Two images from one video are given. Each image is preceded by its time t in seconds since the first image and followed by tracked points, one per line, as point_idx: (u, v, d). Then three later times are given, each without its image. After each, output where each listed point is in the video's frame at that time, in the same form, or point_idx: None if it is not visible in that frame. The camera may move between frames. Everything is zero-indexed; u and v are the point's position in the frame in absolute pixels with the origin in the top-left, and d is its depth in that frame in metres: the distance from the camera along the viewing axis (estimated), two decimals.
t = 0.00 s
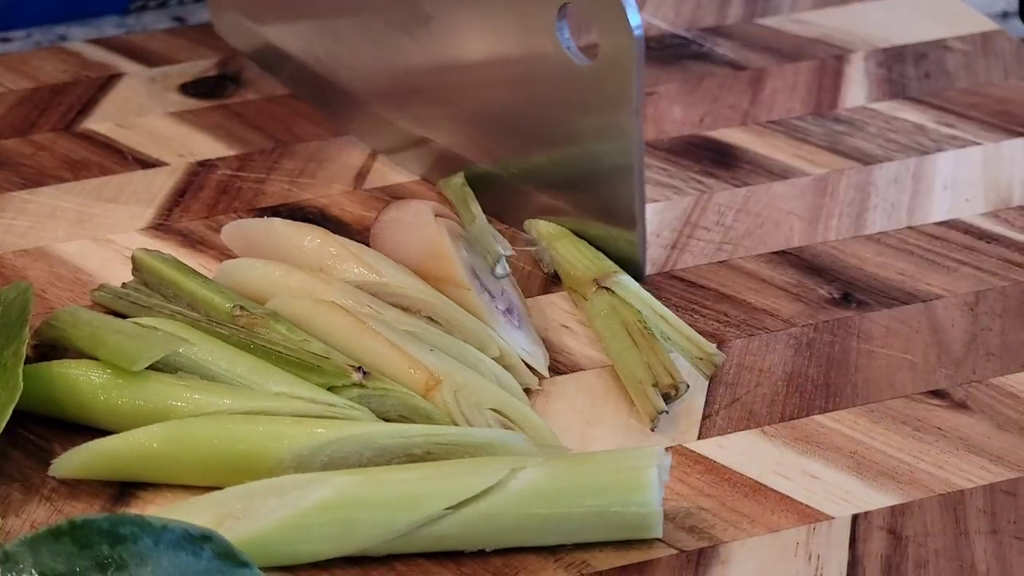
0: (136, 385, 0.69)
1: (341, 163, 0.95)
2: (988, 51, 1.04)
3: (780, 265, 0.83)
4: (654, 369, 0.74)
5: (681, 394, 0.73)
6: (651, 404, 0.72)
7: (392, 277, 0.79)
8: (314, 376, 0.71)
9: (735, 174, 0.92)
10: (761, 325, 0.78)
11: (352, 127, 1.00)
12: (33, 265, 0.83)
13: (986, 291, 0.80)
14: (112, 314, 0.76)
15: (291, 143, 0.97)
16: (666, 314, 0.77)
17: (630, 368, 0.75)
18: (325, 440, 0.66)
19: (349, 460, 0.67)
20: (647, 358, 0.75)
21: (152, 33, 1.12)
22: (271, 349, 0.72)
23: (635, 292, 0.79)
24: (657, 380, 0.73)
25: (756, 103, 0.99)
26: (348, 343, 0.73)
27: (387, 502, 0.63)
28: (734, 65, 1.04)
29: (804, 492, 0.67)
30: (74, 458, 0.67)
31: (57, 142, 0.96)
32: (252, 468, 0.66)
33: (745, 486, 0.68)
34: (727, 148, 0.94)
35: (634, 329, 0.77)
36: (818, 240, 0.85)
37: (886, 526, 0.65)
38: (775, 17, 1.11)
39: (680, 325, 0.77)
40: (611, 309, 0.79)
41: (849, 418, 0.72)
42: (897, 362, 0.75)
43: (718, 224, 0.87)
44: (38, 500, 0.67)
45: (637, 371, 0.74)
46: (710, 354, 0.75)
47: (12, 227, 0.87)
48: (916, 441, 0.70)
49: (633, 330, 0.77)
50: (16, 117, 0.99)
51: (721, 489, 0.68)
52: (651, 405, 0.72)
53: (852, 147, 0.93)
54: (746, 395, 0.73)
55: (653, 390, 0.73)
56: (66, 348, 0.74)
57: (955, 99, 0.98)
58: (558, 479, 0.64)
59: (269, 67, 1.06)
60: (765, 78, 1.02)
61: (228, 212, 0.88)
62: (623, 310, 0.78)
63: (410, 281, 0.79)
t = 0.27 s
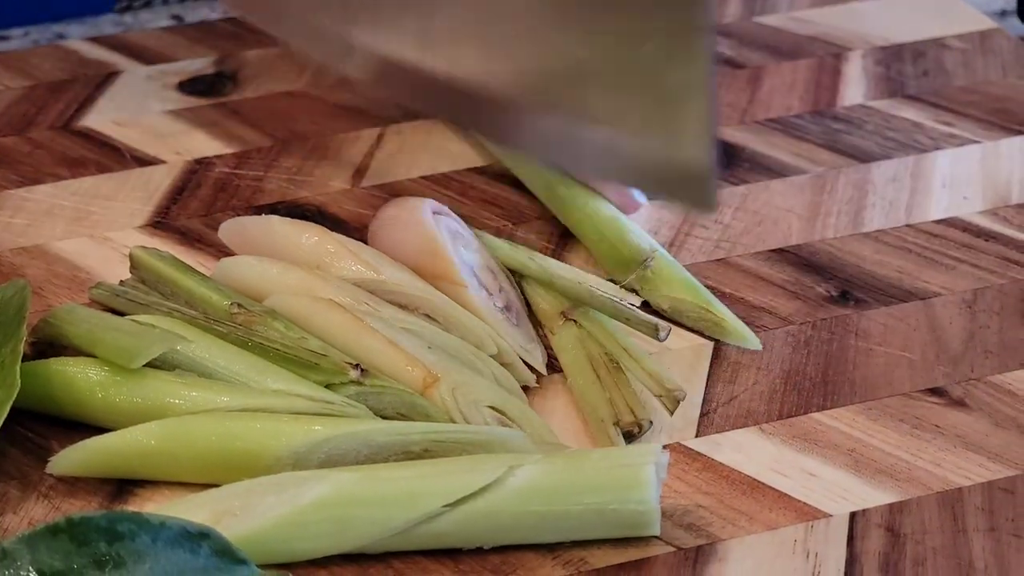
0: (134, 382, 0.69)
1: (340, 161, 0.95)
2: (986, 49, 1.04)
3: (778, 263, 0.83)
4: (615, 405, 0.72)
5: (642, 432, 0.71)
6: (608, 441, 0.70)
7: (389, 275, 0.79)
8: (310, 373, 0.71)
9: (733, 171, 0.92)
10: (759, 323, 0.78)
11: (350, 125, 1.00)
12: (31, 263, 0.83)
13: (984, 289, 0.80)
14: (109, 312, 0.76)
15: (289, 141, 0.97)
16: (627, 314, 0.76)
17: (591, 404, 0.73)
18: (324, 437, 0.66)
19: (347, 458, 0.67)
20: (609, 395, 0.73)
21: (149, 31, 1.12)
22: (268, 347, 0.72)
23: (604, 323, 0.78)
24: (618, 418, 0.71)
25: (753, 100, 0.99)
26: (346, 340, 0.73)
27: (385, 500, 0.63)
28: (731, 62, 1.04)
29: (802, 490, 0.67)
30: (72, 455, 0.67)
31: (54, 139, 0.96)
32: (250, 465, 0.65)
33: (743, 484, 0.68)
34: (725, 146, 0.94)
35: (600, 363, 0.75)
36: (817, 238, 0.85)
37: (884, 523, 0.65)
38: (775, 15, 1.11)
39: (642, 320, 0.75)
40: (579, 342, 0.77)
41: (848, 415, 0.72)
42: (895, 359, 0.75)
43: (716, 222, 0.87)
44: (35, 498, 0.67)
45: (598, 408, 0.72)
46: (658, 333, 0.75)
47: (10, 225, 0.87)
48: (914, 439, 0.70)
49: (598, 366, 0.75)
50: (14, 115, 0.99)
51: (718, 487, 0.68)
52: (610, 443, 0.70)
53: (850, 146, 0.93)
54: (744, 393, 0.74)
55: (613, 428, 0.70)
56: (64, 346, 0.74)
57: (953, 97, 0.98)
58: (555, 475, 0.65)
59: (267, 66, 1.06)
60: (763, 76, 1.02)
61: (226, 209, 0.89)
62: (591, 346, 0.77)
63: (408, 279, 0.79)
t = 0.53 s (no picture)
0: (133, 382, 0.69)
1: (338, 161, 0.95)
2: (984, 48, 1.04)
3: (776, 261, 0.83)
4: (614, 404, 0.71)
5: (640, 431, 0.70)
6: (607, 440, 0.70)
7: (388, 274, 0.79)
8: (309, 372, 0.71)
9: (731, 171, 0.92)
10: (757, 322, 0.79)
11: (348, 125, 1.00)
12: (29, 263, 0.83)
13: (982, 288, 0.80)
14: (108, 311, 0.76)
15: (287, 140, 0.97)
16: (624, 311, 0.76)
17: (591, 404, 0.72)
18: (322, 436, 0.66)
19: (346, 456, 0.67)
20: (608, 394, 0.72)
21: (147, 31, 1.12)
22: (267, 346, 0.72)
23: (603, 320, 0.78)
24: (618, 417, 0.71)
25: (751, 100, 0.99)
26: (344, 340, 0.73)
27: (383, 499, 0.63)
28: (730, 62, 1.04)
29: (800, 489, 0.67)
30: (71, 455, 0.67)
31: (53, 139, 0.96)
32: (249, 465, 0.66)
33: (741, 484, 0.68)
34: (723, 145, 0.95)
35: (598, 361, 0.75)
36: (816, 236, 0.85)
37: (881, 523, 0.65)
38: (773, 15, 1.11)
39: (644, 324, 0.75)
40: (579, 340, 0.77)
41: (845, 415, 0.72)
42: (893, 358, 0.75)
43: (713, 220, 0.87)
44: (34, 497, 0.67)
45: (598, 408, 0.72)
46: (654, 331, 0.75)
47: (9, 225, 0.87)
48: (912, 438, 0.70)
49: (596, 364, 0.75)
50: (12, 114, 0.99)
51: (717, 486, 0.68)
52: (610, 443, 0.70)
53: (850, 145, 0.93)
54: (742, 393, 0.74)
55: (613, 427, 0.70)
56: (63, 345, 0.74)
57: (951, 96, 0.98)
58: (554, 475, 0.64)
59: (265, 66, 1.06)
60: (761, 75, 1.02)
61: (224, 209, 0.89)
62: (590, 345, 0.76)
63: (406, 278, 0.79)
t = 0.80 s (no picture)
0: (130, 381, 0.69)
1: (337, 160, 0.96)
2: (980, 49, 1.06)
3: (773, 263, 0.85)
4: (613, 403, 0.71)
5: (638, 431, 0.70)
6: (604, 438, 0.70)
7: (386, 274, 0.79)
8: (308, 372, 0.71)
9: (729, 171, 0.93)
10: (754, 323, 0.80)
11: (348, 124, 1.01)
12: (27, 262, 0.83)
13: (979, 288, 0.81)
14: (106, 310, 0.76)
15: (285, 140, 0.98)
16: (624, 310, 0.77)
17: (589, 402, 0.72)
18: (321, 435, 0.66)
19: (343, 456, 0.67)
20: (607, 393, 0.72)
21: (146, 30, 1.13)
22: (265, 346, 0.72)
23: (602, 322, 0.78)
24: (616, 416, 0.71)
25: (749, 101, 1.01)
26: (343, 339, 0.74)
27: (381, 499, 0.63)
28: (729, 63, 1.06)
29: (799, 489, 0.67)
30: (70, 454, 0.67)
31: (51, 138, 0.96)
32: (246, 465, 0.65)
33: (739, 483, 0.68)
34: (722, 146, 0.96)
35: (597, 360, 0.75)
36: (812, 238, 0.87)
37: (879, 522, 0.65)
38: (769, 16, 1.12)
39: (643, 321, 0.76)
40: (577, 340, 0.77)
41: (843, 414, 0.72)
42: (889, 359, 0.77)
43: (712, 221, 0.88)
44: (32, 497, 0.67)
45: (596, 407, 0.72)
46: (653, 331, 0.76)
47: (7, 224, 0.87)
48: (909, 437, 0.71)
49: (595, 363, 0.75)
50: (10, 114, 0.99)
51: (715, 486, 0.68)
52: (608, 441, 0.69)
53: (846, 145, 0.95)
54: (740, 392, 0.74)
55: (611, 426, 0.70)
56: (61, 345, 0.74)
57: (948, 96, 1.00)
58: (551, 474, 0.65)
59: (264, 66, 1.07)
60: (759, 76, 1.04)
61: (222, 208, 0.89)
62: (588, 346, 0.77)
63: (405, 278, 0.79)
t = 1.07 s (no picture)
0: (128, 380, 0.69)
1: (336, 158, 0.96)
2: (980, 46, 1.07)
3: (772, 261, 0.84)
4: (611, 401, 0.71)
5: (637, 429, 0.70)
6: (603, 436, 0.70)
7: (384, 272, 0.79)
8: (306, 370, 0.71)
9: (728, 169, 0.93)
10: (751, 322, 0.80)
11: (347, 122, 1.01)
12: (26, 260, 0.83)
13: (978, 286, 0.81)
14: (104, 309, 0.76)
15: (284, 137, 0.98)
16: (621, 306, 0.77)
17: (587, 401, 0.72)
18: (319, 433, 0.66)
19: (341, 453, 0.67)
20: (605, 391, 0.72)
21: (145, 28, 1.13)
22: (263, 344, 0.72)
23: (599, 320, 0.78)
24: (614, 414, 0.70)
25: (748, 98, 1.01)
26: (341, 337, 0.74)
27: (379, 497, 0.63)
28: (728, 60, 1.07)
29: (797, 487, 0.67)
30: (68, 451, 0.67)
31: (50, 136, 0.96)
32: (244, 463, 0.66)
33: (737, 480, 0.68)
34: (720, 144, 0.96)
35: (595, 358, 0.75)
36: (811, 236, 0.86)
37: (877, 519, 0.65)
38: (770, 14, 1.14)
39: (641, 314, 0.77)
40: (574, 338, 0.77)
41: (842, 412, 0.72)
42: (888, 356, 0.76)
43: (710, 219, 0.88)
44: (31, 495, 0.67)
45: (595, 405, 0.72)
46: (651, 328, 0.76)
47: (6, 222, 0.87)
48: (907, 435, 0.71)
49: (593, 361, 0.75)
50: (9, 112, 0.99)
51: (713, 484, 0.68)
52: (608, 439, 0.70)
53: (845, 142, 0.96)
54: (738, 389, 0.74)
55: (609, 424, 0.70)
56: (59, 343, 0.74)
57: (948, 93, 1.01)
58: (550, 473, 0.65)
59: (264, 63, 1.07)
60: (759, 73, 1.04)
61: (221, 206, 0.89)
62: (586, 344, 0.77)
63: (403, 276, 0.79)
